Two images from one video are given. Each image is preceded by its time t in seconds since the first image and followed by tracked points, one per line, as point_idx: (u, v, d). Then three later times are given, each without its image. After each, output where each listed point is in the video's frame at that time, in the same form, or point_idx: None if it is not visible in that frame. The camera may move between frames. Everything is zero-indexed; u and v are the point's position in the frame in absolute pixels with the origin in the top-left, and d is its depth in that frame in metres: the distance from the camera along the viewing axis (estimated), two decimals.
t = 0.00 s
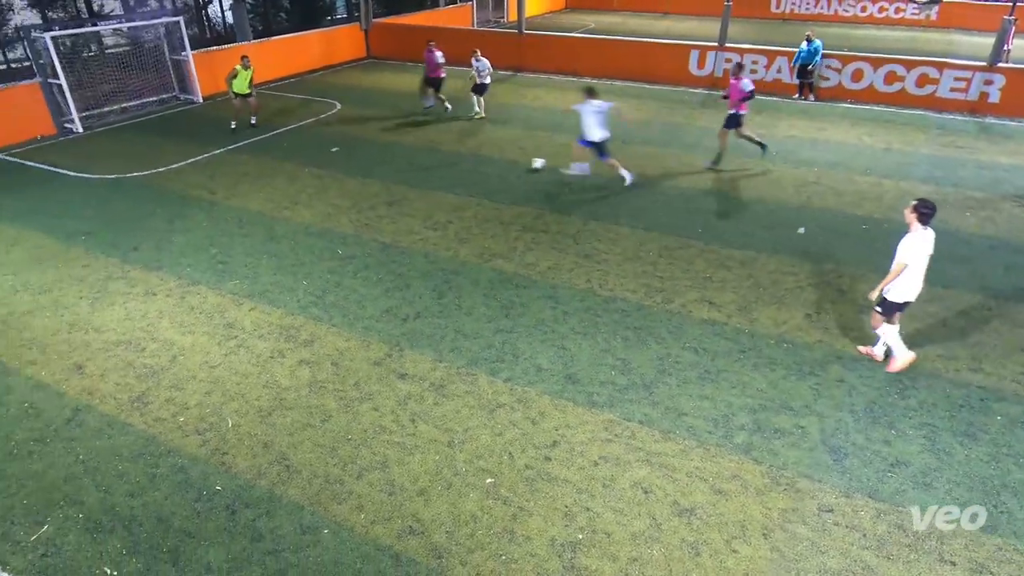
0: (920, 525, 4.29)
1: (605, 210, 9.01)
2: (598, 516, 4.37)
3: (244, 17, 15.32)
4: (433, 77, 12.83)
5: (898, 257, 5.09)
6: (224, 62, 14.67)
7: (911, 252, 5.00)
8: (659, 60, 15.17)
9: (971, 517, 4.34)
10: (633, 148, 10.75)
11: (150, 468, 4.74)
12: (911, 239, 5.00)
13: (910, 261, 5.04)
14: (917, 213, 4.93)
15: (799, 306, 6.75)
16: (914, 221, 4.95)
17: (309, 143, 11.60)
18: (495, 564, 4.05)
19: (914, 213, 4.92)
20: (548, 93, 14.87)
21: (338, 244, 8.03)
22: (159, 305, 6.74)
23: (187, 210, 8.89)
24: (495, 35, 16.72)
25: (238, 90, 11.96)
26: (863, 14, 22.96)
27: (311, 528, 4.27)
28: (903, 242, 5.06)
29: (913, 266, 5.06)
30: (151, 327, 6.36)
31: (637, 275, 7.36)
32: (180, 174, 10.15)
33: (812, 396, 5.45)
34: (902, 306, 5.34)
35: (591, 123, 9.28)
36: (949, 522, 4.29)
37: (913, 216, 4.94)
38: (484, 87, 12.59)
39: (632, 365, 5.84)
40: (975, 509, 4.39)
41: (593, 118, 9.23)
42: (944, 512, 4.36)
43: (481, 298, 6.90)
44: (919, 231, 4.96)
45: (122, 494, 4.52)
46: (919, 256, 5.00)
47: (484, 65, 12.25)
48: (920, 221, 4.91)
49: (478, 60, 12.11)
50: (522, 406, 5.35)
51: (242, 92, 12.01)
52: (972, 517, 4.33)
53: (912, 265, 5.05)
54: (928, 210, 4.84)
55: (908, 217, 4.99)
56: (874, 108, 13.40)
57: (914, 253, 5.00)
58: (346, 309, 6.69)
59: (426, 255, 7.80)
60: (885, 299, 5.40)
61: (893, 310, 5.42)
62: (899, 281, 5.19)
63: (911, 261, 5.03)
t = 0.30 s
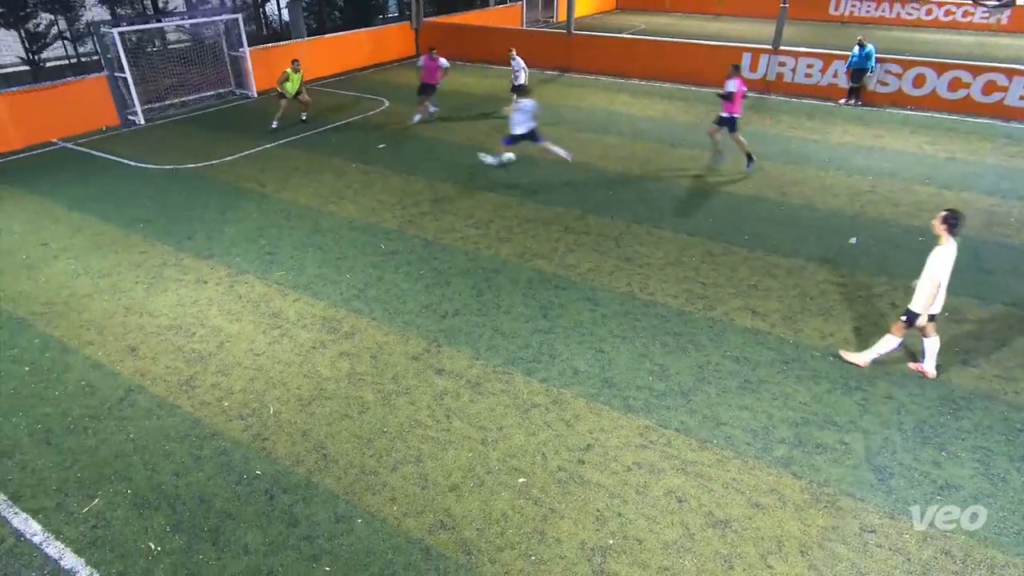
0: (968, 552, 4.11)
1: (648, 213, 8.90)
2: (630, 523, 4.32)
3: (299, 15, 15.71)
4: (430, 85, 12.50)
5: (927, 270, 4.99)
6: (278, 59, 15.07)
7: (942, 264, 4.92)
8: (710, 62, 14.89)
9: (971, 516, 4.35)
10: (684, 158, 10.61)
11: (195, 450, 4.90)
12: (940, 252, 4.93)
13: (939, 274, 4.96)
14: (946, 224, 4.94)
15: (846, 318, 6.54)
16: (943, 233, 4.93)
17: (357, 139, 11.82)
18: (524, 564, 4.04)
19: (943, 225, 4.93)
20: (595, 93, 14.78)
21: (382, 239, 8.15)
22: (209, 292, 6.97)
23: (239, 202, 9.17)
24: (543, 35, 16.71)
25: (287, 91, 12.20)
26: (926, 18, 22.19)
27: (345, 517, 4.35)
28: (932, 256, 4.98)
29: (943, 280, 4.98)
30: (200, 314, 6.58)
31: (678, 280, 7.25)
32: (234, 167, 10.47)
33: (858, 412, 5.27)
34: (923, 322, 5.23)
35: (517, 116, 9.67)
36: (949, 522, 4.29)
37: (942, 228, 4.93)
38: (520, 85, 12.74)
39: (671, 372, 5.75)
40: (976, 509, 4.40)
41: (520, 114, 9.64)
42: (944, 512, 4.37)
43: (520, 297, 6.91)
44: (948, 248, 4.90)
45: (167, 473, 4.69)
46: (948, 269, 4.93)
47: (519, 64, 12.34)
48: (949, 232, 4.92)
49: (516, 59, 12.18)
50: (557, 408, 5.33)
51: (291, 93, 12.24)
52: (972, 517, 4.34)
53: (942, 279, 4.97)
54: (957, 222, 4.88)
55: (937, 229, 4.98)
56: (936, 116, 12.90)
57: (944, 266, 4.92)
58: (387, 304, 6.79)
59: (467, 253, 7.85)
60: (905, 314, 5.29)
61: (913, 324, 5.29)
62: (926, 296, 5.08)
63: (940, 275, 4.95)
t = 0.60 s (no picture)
0: None
1: (695, 218, 8.75)
2: (665, 532, 4.26)
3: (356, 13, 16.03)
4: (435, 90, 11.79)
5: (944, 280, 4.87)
6: (333, 56, 15.41)
7: (962, 274, 4.78)
8: (766, 65, 14.53)
9: (972, 516, 4.36)
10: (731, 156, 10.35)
11: (240, 433, 5.07)
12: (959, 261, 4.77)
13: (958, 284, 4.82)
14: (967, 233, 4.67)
15: (901, 333, 6.29)
16: (962, 242, 4.71)
17: (406, 135, 11.98)
18: (555, 566, 4.04)
19: (962, 235, 4.67)
20: (646, 95, 14.61)
21: (427, 235, 8.25)
22: (259, 282, 7.19)
23: (290, 195, 9.43)
24: (595, 35, 16.61)
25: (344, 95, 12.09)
26: (1001, 22, 21.37)
27: (381, 508, 4.42)
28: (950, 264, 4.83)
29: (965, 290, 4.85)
30: (250, 302, 6.79)
31: (724, 287, 7.11)
32: (287, 160, 10.77)
33: (909, 431, 5.07)
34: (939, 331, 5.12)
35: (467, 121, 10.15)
36: (949, 522, 4.30)
37: (962, 237, 4.68)
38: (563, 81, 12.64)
39: (712, 381, 5.64)
40: (976, 509, 4.42)
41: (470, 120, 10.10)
42: (944, 512, 4.38)
43: (561, 298, 6.88)
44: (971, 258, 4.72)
45: (214, 455, 4.86)
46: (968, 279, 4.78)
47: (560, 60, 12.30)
48: (971, 242, 4.66)
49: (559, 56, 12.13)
50: (594, 411, 5.30)
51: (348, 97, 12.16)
52: (972, 517, 4.35)
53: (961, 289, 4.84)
54: (982, 232, 4.59)
55: (955, 238, 4.73)
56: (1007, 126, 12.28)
57: (963, 276, 4.78)
58: (429, 300, 6.87)
59: (510, 252, 7.88)
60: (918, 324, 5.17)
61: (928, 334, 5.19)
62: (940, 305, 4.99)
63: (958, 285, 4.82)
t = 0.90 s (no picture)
0: None
1: (743, 225, 8.56)
2: (699, 543, 4.18)
3: (409, 12, 16.26)
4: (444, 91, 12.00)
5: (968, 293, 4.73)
6: (386, 54, 15.68)
7: (990, 287, 4.63)
8: (824, 69, 14.10)
9: (971, 516, 4.37)
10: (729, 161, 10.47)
11: (283, 420, 5.20)
12: (985, 273, 4.64)
13: (986, 298, 4.67)
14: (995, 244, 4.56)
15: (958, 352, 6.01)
16: (990, 254, 4.60)
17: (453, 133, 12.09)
18: (586, 569, 4.01)
19: (991, 246, 4.55)
20: (697, 98, 14.37)
21: (470, 233, 8.31)
22: (307, 273, 7.37)
23: (340, 189, 9.63)
24: (647, 36, 16.43)
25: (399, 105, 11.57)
26: None
27: (415, 501, 4.48)
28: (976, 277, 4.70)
29: (993, 304, 4.69)
30: (297, 293, 6.97)
31: (771, 297, 6.92)
32: (338, 156, 11.01)
33: (963, 455, 4.84)
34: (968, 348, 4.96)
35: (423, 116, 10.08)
36: (949, 522, 4.31)
37: (991, 249, 4.56)
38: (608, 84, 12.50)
39: (755, 392, 5.51)
40: (975, 508, 4.42)
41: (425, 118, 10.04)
42: (944, 512, 4.38)
43: (602, 301, 6.83)
44: (993, 267, 4.60)
45: (257, 440, 5.00)
46: (995, 293, 4.64)
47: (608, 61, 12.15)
48: (999, 254, 4.54)
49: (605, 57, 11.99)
50: (631, 416, 5.24)
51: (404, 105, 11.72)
52: (971, 517, 4.36)
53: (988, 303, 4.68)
54: (1011, 244, 4.48)
55: (982, 249, 4.63)
56: None
57: (991, 289, 4.63)
58: (470, 297, 6.91)
59: (552, 252, 7.86)
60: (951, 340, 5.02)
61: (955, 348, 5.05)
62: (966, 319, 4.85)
63: (986, 299, 4.67)
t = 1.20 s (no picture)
0: None
1: (790, 232, 8.34)
2: (732, 556, 4.10)
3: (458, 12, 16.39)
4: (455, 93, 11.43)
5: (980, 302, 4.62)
6: (434, 52, 15.85)
7: (1004, 297, 4.50)
8: (882, 74, 13.63)
9: (971, 517, 4.36)
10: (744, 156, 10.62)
11: (321, 410, 5.31)
12: (997, 282, 4.52)
13: (999, 308, 4.55)
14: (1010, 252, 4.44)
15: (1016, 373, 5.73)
16: (1004, 262, 4.47)
17: (498, 133, 12.13)
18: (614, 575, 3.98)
19: (1007, 255, 4.43)
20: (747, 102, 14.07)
21: (511, 232, 8.32)
22: (349, 267, 7.50)
23: (384, 185, 9.78)
24: (697, 38, 16.18)
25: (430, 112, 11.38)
26: None
27: (446, 497, 4.51)
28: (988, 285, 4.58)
29: (1007, 314, 4.58)
30: (339, 286, 7.11)
31: (817, 307, 6.73)
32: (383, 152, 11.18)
33: (1017, 481, 4.62)
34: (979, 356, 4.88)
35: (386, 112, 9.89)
36: (949, 523, 4.30)
37: (1006, 258, 4.44)
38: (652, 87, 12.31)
39: (796, 405, 5.36)
40: (975, 509, 4.41)
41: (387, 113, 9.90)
42: (944, 512, 4.37)
43: (641, 305, 6.76)
44: (1009, 276, 4.46)
45: (295, 428, 5.12)
46: (1009, 303, 4.51)
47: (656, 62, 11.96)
48: (1013, 263, 4.43)
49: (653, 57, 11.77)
50: (666, 423, 5.17)
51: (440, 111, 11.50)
52: (972, 518, 4.35)
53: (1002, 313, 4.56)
54: None
55: (997, 257, 4.50)
56: None
57: (1005, 299, 4.51)
58: (508, 296, 6.93)
59: (593, 254, 7.81)
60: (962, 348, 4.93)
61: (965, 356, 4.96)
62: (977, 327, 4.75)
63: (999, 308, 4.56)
